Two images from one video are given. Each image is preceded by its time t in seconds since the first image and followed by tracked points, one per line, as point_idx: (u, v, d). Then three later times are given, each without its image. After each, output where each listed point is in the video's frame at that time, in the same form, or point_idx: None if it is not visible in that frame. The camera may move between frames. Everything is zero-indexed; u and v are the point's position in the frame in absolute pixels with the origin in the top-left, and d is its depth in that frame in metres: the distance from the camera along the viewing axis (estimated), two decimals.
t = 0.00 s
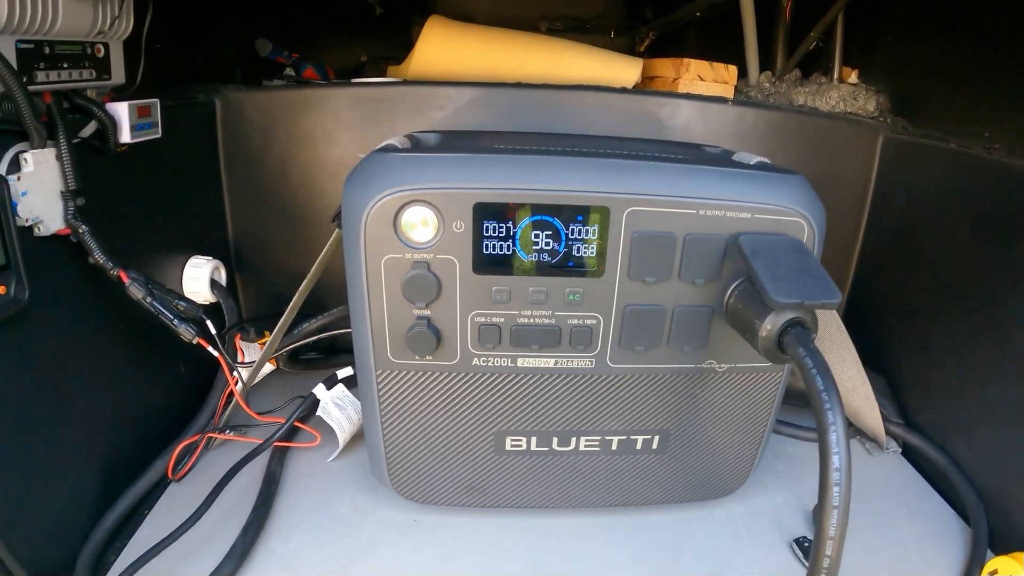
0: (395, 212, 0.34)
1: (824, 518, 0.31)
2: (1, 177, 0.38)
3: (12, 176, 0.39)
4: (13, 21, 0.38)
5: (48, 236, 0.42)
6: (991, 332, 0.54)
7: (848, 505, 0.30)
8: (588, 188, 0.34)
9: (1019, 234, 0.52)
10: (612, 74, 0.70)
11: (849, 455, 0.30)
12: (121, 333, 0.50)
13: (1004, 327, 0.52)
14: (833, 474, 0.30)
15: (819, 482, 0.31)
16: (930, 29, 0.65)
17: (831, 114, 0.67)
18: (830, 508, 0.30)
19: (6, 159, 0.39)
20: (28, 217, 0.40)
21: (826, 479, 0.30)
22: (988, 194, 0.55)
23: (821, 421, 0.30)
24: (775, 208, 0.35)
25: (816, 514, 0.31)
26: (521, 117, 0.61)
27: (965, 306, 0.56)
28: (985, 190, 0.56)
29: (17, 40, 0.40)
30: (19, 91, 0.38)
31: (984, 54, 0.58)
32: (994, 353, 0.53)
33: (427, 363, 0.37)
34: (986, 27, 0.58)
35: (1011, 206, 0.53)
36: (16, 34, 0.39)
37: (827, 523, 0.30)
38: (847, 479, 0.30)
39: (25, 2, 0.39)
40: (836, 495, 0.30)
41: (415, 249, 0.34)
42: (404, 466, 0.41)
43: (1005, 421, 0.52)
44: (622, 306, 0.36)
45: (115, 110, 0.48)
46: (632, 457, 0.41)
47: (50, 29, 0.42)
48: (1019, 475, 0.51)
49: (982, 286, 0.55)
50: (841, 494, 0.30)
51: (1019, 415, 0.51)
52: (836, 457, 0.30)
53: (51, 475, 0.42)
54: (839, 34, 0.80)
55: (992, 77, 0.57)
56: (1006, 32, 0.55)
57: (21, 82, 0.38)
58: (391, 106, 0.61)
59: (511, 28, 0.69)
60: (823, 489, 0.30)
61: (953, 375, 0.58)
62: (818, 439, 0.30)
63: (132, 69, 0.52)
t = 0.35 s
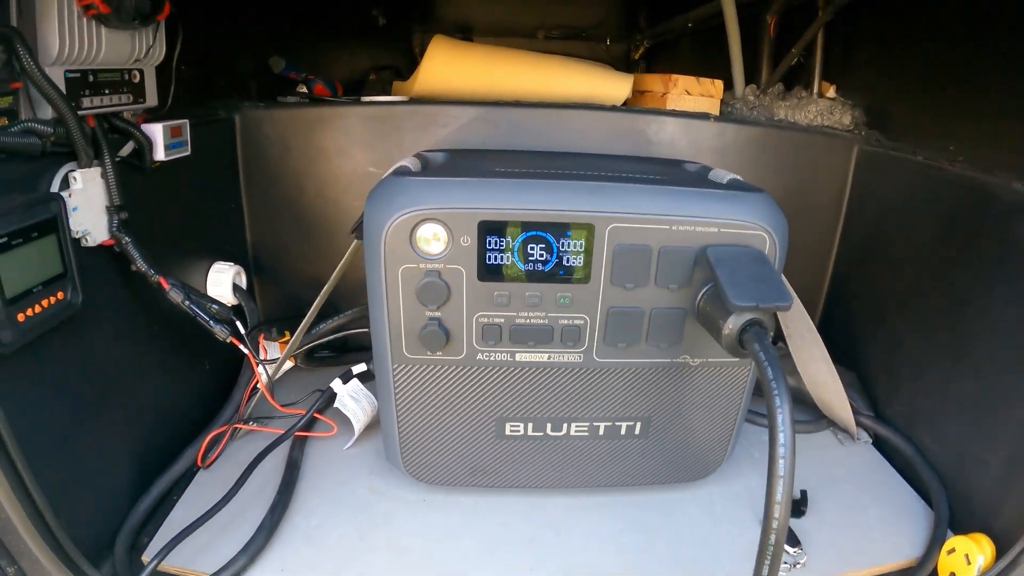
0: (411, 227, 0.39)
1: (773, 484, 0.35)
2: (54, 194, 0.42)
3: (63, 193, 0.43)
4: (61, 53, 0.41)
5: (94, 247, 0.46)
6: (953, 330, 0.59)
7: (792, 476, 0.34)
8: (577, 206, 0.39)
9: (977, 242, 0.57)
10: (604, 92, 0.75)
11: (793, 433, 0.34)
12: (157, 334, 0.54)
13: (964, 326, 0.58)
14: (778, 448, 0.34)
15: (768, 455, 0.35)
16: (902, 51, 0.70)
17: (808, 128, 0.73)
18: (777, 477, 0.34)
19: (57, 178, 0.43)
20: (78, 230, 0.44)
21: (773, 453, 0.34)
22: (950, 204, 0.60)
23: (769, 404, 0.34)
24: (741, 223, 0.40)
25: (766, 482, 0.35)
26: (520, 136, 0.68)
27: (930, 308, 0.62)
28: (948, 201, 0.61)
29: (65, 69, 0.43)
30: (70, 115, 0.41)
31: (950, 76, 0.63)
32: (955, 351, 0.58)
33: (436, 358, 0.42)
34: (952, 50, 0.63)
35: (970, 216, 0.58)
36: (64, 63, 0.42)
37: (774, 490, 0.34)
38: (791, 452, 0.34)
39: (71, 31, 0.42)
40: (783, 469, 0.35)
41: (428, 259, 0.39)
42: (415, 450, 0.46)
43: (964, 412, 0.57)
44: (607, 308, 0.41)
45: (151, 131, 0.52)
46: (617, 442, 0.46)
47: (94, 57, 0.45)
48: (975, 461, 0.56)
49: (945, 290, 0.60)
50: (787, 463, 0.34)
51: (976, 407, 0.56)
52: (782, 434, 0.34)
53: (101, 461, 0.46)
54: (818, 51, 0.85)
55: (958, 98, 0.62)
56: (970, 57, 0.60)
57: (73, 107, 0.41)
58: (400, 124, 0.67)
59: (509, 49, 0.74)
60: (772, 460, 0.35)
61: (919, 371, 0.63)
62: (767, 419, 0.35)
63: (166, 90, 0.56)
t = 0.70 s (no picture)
0: (412, 247, 0.41)
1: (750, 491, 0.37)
2: (70, 215, 0.44)
3: (78, 212, 0.45)
4: (75, 79, 0.43)
5: (107, 263, 0.48)
6: (936, 339, 0.61)
7: (769, 484, 0.37)
8: (570, 227, 0.41)
9: (959, 254, 0.59)
10: (599, 105, 0.77)
11: (769, 444, 0.36)
12: (167, 344, 0.56)
13: (946, 335, 0.60)
14: (756, 458, 0.37)
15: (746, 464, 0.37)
16: (889, 67, 0.73)
17: (797, 141, 0.75)
18: (754, 484, 0.37)
19: (72, 198, 0.45)
20: (93, 248, 0.46)
21: (751, 462, 0.37)
22: (933, 218, 0.62)
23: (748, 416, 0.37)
24: (726, 242, 0.42)
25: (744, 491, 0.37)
26: (517, 149, 0.70)
27: (914, 318, 0.64)
28: (931, 213, 0.63)
29: (78, 92, 0.44)
30: (83, 137, 0.43)
31: (936, 93, 0.65)
32: (938, 360, 0.60)
33: (437, 370, 0.44)
34: (938, 68, 0.65)
35: (952, 229, 0.60)
36: (79, 87, 0.44)
37: (751, 497, 0.37)
38: (768, 462, 0.36)
39: (85, 57, 0.43)
40: (760, 477, 0.37)
41: (429, 278, 0.42)
42: (416, 456, 0.48)
43: (946, 419, 0.59)
44: (598, 322, 0.43)
45: (160, 149, 0.54)
46: (609, 448, 0.48)
47: (106, 80, 0.46)
48: (955, 466, 0.58)
49: (928, 300, 0.62)
50: (764, 472, 0.36)
51: (957, 414, 0.58)
52: (760, 444, 0.37)
53: (116, 467, 0.48)
54: (808, 64, 0.88)
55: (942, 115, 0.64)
56: (954, 75, 0.63)
57: (86, 129, 0.43)
58: (400, 139, 0.69)
59: (506, 64, 0.76)
60: (749, 468, 0.37)
61: (904, 379, 0.65)
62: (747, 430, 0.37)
63: (173, 107, 0.58)
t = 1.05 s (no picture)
0: (414, 266, 0.40)
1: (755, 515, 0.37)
2: (66, 234, 0.43)
3: (74, 229, 0.44)
4: (70, 93, 0.43)
5: (105, 279, 0.48)
6: (939, 352, 0.61)
7: (775, 508, 0.37)
8: (574, 246, 0.41)
9: (963, 267, 0.59)
10: (601, 114, 0.77)
11: (775, 469, 0.36)
12: (166, 358, 0.56)
13: (948, 349, 0.59)
14: (761, 482, 0.36)
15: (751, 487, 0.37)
16: (893, 77, 0.72)
17: (800, 151, 0.75)
18: (760, 508, 0.37)
19: (68, 215, 0.44)
20: (89, 264, 0.46)
21: (756, 485, 0.37)
22: (936, 230, 0.62)
23: (754, 439, 0.37)
24: (731, 260, 0.42)
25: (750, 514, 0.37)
26: (518, 159, 0.70)
27: (918, 330, 0.63)
28: (934, 225, 0.63)
29: (74, 106, 0.44)
30: (80, 153, 0.43)
31: (941, 104, 0.65)
32: (941, 373, 0.60)
33: (439, 388, 0.44)
34: (943, 80, 0.65)
35: (956, 242, 0.60)
36: (74, 101, 0.44)
37: (757, 521, 0.37)
38: (773, 486, 0.36)
39: (80, 72, 0.43)
40: (765, 501, 0.37)
41: (430, 297, 0.41)
42: (418, 472, 0.48)
43: (949, 433, 0.59)
44: (602, 341, 0.43)
45: (158, 162, 0.54)
46: (612, 465, 0.48)
47: (102, 93, 0.46)
48: (958, 481, 0.58)
49: (931, 313, 0.62)
50: (769, 497, 0.36)
51: (960, 428, 0.58)
52: (765, 468, 0.36)
53: (115, 484, 0.48)
54: (812, 71, 0.88)
55: (948, 127, 0.64)
56: (959, 87, 0.62)
57: (82, 145, 0.43)
58: (401, 149, 0.69)
59: (507, 72, 0.76)
60: (755, 492, 0.37)
61: (906, 391, 0.65)
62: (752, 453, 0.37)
63: (171, 119, 0.58)
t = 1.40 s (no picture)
0: (410, 263, 0.39)
1: (764, 522, 0.36)
2: (54, 229, 0.42)
3: (63, 225, 0.43)
4: (59, 86, 0.42)
5: (94, 277, 0.46)
6: (946, 352, 0.59)
7: (783, 515, 0.35)
8: (576, 242, 0.39)
9: (971, 266, 0.57)
10: (602, 111, 0.76)
11: (785, 473, 0.35)
12: (158, 359, 0.55)
13: (956, 349, 0.58)
14: (771, 487, 0.35)
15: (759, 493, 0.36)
16: (898, 73, 0.71)
17: (804, 148, 0.74)
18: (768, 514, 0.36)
19: (57, 211, 0.43)
20: (78, 262, 0.44)
21: (765, 491, 0.36)
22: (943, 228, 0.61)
23: (762, 443, 0.36)
24: (738, 257, 0.41)
25: (758, 521, 0.36)
26: (517, 156, 0.69)
27: (925, 329, 0.62)
28: (941, 222, 0.62)
29: (63, 101, 0.43)
30: (68, 148, 0.41)
31: (947, 100, 0.64)
32: (948, 374, 0.59)
33: (436, 390, 0.43)
34: (949, 75, 0.63)
35: (964, 239, 0.58)
36: (63, 95, 0.42)
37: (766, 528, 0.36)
38: (783, 491, 0.35)
39: (68, 66, 0.42)
40: (774, 507, 0.36)
41: (427, 295, 0.40)
42: (414, 475, 0.46)
43: (957, 435, 0.58)
44: (603, 341, 0.42)
45: (150, 158, 0.53)
46: (614, 468, 0.46)
47: (91, 87, 0.45)
48: (966, 483, 0.56)
49: (938, 312, 0.61)
50: (778, 503, 0.35)
51: (968, 429, 0.56)
52: (774, 473, 0.35)
53: (104, 487, 0.47)
54: (815, 68, 0.86)
55: (954, 123, 0.63)
56: (966, 82, 0.61)
57: (70, 139, 0.41)
58: (398, 146, 0.68)
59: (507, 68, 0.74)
60: (763, 498, 0.36)
61: (913, 392, 0.64)
62: (760, 458, 0.36)
63: (163, 114, 0.56)
